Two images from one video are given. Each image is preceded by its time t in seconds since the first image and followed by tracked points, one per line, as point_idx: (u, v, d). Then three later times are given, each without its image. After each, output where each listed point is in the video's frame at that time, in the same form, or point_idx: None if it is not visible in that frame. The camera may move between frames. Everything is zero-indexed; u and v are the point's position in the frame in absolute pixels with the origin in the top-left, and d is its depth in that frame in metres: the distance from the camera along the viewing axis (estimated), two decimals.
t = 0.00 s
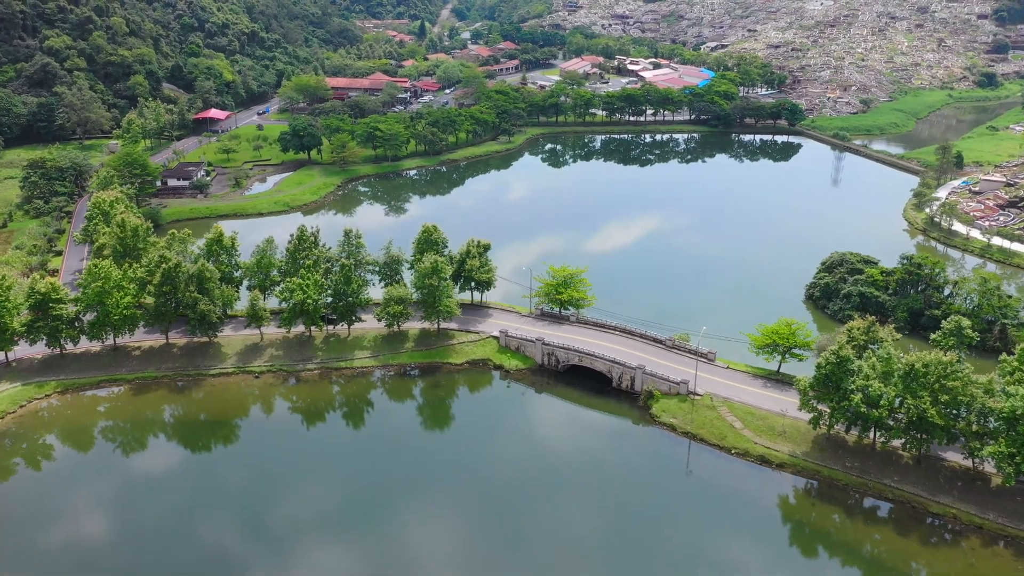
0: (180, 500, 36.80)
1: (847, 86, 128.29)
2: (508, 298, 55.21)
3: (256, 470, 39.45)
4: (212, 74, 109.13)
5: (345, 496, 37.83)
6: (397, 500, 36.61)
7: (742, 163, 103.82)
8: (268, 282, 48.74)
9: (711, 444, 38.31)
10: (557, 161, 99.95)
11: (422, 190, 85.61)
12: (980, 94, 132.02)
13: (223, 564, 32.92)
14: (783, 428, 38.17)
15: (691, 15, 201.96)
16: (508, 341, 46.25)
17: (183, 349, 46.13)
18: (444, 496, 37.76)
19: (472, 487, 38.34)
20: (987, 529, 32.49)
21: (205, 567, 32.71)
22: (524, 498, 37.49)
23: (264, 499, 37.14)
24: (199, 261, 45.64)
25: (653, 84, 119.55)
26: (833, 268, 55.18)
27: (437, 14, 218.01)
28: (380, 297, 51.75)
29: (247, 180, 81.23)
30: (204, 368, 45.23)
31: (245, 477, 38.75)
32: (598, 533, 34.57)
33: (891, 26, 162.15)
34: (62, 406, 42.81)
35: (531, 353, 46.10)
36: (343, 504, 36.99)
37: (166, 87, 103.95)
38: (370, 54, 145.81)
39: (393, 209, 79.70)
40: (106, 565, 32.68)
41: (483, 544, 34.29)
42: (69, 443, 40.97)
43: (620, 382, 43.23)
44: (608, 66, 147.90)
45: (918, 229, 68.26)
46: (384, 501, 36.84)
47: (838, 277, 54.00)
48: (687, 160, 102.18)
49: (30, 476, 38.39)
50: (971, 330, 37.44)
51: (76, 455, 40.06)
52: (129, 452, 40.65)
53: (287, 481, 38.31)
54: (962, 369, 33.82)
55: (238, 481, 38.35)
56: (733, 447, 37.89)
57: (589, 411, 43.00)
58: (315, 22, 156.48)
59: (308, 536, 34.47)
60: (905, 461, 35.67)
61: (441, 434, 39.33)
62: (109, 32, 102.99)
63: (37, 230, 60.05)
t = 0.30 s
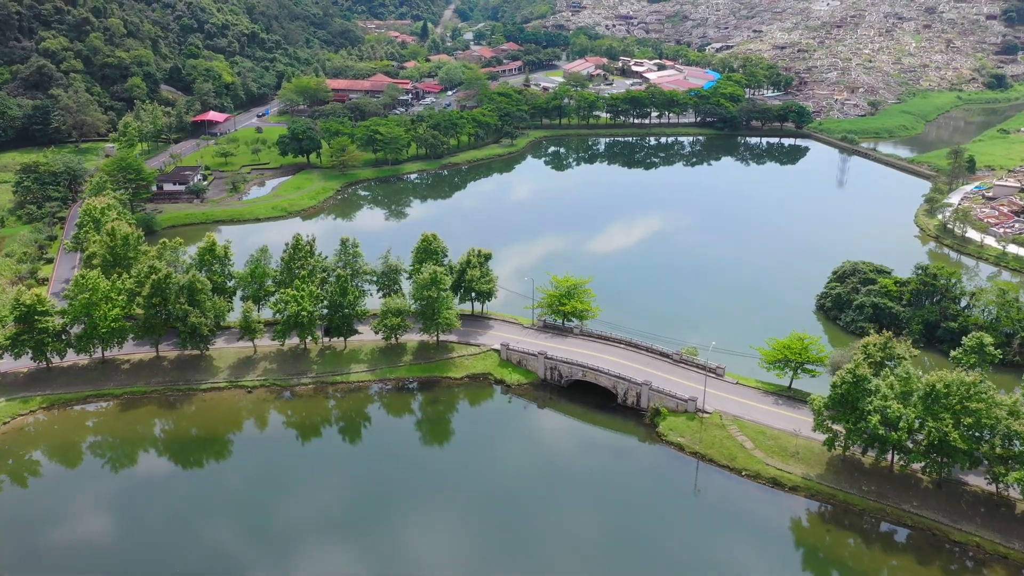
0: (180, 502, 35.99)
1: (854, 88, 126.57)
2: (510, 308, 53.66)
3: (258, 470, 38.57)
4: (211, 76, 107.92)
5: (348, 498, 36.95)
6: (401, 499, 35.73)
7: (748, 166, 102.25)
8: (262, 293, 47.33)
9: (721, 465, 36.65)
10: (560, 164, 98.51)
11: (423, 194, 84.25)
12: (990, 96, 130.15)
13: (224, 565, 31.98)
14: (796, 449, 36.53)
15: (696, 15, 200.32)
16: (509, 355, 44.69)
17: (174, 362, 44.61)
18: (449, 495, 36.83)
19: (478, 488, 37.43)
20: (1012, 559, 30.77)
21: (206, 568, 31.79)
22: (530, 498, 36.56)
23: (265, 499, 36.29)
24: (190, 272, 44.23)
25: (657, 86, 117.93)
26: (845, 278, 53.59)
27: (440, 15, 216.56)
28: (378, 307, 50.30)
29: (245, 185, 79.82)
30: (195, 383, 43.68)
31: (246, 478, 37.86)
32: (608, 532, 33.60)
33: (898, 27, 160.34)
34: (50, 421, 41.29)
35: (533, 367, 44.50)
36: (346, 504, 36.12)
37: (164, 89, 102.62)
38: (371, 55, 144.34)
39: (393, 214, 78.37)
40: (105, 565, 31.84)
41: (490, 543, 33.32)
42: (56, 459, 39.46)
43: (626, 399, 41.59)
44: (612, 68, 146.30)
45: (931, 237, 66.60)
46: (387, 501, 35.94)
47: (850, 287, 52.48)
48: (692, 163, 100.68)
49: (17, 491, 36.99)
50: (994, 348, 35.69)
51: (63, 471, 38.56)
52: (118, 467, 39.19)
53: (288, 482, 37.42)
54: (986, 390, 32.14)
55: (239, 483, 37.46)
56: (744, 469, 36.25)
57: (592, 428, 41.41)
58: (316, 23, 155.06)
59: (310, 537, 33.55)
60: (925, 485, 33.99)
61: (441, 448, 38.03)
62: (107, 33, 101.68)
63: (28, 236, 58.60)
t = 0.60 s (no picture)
0: (182, 504, 35.72)
1: (862, 90, 124.76)
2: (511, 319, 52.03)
3: (261, 471, 38.23)
4: (210, 78, 106.80)
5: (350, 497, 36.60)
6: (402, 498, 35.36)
7: (755, 170, 100.66)
8: (256, 304, 45.86)
9: (731, 488, 34.98)
10: (563, 167, 97.00)
11: (425, 198, 82.89)
12: (1000, 98, 128.29)
13: (223, 564, 31.64)
14: (810, 471, 34.82)
15: (701, 16, 198.64)
16: (511, 369, 43.10)
17: (164, 377, 43.07)
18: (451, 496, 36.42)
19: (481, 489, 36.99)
20: None
21: (205, 567, 31.47)
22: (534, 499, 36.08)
23: (267, 499, 35.98)
24: (180, 283, 42.81)
25: (662, 88, 116.28)
26: (857, 288, 52.02)
27: (443, 15, 214.98)
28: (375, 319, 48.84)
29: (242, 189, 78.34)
30: (185, 398, 42.13)
31: (250, 477, 37.56)
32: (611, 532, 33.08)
33: (906, 28, 158.52)
34: (35, 436, 39.80)
35: (536, 383, 42.86)
36: (347, 505, 35.79)
37: (162, 91, 101.18)
38: (372, 56, 142.79)
39: (394, 219, 77.03)
40: (105, 565, 31.57)
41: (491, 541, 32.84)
42: (41, 476, 38.03)
43: (631, 416, 39.97)
44: (616, 69, 144.66)
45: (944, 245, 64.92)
46: (389, 501, 35.54)
47: (863, 298, 50.94)
48: (698, 166, 99.15)
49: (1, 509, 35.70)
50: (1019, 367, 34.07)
51: (49, 489, 37.17)
52: (106, 484, 37.83)
53: (289, 482, 37.07)
54: (1012, 413, 30.55)
55: (243, 481, 37.16)
56: (755, 493, 34.56)
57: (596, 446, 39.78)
58: (318, 23, 153.65)
59: (310, 535, 33.19)
60: (946, 512, 32.24)
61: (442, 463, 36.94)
62: (104, 35, 100.36)
63: (18, 243, 57.12)
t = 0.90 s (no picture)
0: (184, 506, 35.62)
1: (870, 92, 122.99)
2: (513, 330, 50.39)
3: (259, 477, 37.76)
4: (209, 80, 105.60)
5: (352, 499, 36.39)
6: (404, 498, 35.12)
7: (761, 173, 99.07)
8: (249, 316, 44.36)
9: (742, 514, 33.30)
10: (567, 170, 95.52)
11: (426, 203, 81.58)
12: (1011, 100, 126.36)
13: (224, 564, 31.61)
14: (825, 496, 33.10)
15: (706, 16, 196.91)
16: (512, 385, 41.52)
17: (153, 392, 41.43)
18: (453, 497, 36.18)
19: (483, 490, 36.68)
20: None
21: (206, 567, 31.44)
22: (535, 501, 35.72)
23: (268, 499, 35.82)
24: (170, 295, 41.33)
25: (667, 90, 114.60)
26: (869, 299, 50.36)
27: (446, 15, 213.41)
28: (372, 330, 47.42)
29: (240, 193, 76.91)
30: (175, 415, 40.51)
31: (250, 479, 37.35)
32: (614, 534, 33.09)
33: (914, 29, 156.67)
34: (20, 453, 38.29)
35: (538, 399, 41.31)
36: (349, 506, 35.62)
37: (160, 92, 99.78)
38: (374, 57, 141.41)
39: (394, 224, 75.76)
40: (107, 564, 31.44)
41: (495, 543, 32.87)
42: (26, 494, 36.53)
43: (637, 435, 38.33)
44: (621, 70, 142.99)
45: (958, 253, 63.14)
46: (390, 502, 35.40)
47: (876, 310, 49.31)
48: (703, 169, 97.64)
49: None
50: None
51: (34, 507, 35.72)
52: (94, 501, 36.40)
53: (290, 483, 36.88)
54: None
55: (244, 481, 37.10)
56: (767, 519, 32.85)
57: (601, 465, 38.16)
58: (319, 24, 152.22)
59: (314, 535, 33.25)
60: (970, 541, 30.53)
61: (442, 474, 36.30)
62: (101, 35, 99.01)
63: (8, 249, 55.59)
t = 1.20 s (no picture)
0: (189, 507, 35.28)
1: (879, 94, 121.24)
2: (515, 342, 48.78)
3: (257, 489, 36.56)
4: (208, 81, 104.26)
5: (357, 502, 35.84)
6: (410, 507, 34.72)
7: (768, 176, 97.56)
8: (241, 329, 42.85)
9: (754, 541, 31.68)
10: (571, 173, 94.09)
11: (427, 207, 80.31)
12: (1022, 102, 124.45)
13: (226, 565, 31.36)
14: (842, 523, 31.43)
15: (711, 17, 195.22)
16: (514, 402, 39.98)
17: (141, 408, 39.88)
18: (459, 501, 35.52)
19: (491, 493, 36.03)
20: None
21: (208, 567, 31.24)
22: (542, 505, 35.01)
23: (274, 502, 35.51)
24: (159, 308, 39.91)
25: (673, 92, 112.99)
26: (884, 311, 48.71)
27: (449, 15, 211.98)
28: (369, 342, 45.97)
29: (238, 198, 75.52)
30: (163, 432, 38.97)
31: (243, 496, 35.89)
32: (620, 537, 32.65)
33: (922, 30, 154.90)
34: (4, 471, 36.79)
35: (540, 416, 39.73)
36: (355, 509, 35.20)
37: (158, 94, 98.45)
38: (376, 58, 140.10)
39: (394, 229, 74.53)
40: (108, 565, 31.44)
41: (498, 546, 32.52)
42: (9, 511, 35.04)
43: (644, 456, 36.74)
44: (625, 71, 141.47)
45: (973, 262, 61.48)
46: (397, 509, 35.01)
47: (891, 322, 47.68)
48: (709, 172, 96.20)
49: None
50: None
51: (18, 524, 34.29)
52: (81, 519, 34.95)
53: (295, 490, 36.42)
54: None
55: (245, 489, 36.29)
56: (781, 547, 31.21)
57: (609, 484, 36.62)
58: (321, 24, 150.90)
59: (316, 538, 32.96)
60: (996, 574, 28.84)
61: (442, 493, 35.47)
62: (99, 36, 97.72)
63: None
